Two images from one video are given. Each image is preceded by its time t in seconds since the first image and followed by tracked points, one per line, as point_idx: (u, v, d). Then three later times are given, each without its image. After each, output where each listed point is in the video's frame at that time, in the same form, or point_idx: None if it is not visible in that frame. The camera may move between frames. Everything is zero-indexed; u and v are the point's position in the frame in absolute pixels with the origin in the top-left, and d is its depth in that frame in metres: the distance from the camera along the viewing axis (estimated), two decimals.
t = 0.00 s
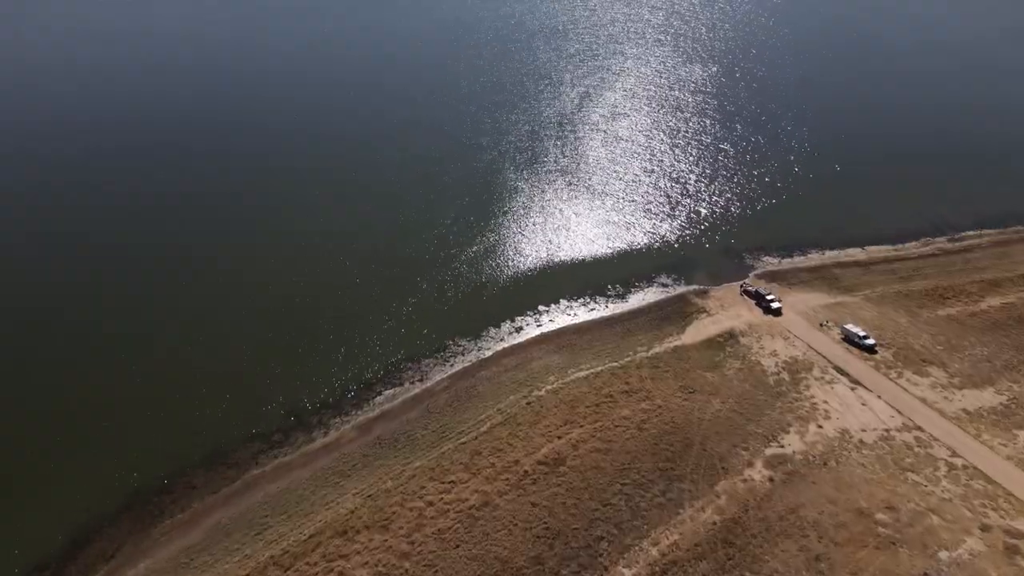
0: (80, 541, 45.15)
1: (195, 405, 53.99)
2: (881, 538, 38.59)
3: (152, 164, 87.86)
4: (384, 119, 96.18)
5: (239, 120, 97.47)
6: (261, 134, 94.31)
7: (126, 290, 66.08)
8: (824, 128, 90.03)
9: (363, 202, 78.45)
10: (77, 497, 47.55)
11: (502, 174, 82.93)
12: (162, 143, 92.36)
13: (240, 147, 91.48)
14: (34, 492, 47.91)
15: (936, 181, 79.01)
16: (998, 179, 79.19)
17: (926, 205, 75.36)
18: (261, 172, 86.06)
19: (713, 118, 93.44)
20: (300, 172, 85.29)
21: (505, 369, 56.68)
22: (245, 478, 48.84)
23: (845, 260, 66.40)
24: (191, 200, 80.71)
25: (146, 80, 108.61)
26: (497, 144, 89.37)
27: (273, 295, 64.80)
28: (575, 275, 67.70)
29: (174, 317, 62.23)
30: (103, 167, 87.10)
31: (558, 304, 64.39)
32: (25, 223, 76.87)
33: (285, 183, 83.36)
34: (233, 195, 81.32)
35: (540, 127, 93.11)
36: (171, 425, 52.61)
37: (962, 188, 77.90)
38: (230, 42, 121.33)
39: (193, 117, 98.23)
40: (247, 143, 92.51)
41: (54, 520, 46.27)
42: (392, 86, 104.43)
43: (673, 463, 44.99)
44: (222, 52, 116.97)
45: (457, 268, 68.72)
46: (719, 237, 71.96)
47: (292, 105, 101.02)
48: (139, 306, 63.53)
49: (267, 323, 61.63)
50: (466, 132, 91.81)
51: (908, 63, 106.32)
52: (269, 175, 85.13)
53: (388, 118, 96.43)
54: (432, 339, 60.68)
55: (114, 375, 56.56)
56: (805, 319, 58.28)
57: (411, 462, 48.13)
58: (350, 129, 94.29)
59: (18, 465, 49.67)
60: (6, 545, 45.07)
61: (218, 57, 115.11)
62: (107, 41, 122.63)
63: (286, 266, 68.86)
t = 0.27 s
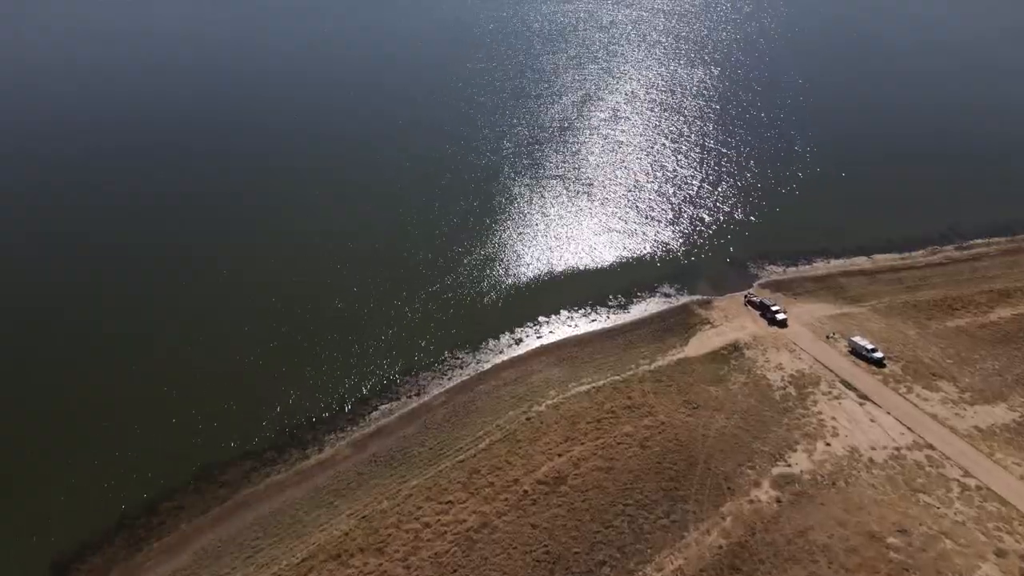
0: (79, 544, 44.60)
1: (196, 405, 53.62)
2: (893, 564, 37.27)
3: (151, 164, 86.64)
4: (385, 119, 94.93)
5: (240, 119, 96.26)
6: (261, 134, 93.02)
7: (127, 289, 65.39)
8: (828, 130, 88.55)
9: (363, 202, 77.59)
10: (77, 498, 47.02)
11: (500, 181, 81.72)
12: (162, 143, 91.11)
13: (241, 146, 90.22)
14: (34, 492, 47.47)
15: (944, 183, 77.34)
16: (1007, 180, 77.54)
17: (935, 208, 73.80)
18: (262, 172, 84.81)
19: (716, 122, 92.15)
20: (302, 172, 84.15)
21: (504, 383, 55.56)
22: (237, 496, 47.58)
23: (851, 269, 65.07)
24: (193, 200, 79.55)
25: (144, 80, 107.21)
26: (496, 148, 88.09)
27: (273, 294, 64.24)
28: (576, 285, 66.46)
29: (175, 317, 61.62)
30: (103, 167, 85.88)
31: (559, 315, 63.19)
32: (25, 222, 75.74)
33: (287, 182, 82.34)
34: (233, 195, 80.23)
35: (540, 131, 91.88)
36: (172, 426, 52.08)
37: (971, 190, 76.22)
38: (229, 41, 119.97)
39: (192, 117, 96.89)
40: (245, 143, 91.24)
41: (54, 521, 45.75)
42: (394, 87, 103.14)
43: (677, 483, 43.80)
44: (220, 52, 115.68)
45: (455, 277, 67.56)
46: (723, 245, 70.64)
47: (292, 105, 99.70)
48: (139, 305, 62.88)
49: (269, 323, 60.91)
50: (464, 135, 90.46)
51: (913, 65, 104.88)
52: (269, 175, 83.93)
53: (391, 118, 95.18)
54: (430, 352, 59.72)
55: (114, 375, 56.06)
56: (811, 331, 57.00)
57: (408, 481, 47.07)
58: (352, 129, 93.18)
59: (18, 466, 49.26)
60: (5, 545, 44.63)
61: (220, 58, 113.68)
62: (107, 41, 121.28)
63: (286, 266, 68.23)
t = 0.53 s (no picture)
0: (77, 545, 45.65)
1: (195, 405, 54.70)
2: None
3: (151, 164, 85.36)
4: (385, 119, 94.33)
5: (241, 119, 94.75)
6: (261, 134, 91.67)
7: (126, 288, 66.11)
8: (825, 132, 87.67)
9: (363, 202, 78.08)
10: (76, 499, 48.12)
11: (488, 189, 80.86)
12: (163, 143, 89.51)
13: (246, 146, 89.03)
14: (34, 492, 48.61)
15: (941, 184, 76.32)
16: (1004, 180, 76.52)
17: (930, 209, 72.81)
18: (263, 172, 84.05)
19: (707, 125, 91.28)
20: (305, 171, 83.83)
21: (493, 399, 54.44)
22: (214, 522, 47.19)
23: (844, 276, 64.21)
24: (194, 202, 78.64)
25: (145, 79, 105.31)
26: (484, 155, 87.14)
27: (273, 295, 65.03)
28: (566, 295, 65.41)
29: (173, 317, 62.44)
30: (104, 166, 84.66)
31: (549, 325, 62.13)
32: (25, 222, 75.37)
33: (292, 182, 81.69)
34: (233, 195, 79.88)
35: (528, 136, 90.95)
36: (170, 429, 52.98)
37: (967, 191, 75.19)
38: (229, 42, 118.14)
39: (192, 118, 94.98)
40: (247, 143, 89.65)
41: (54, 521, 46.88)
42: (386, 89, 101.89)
43: (671, 502, 42.75)
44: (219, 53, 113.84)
45: (443, 289, 66.53)
46: (715, 252, 69.62)
47: (292, 105, 98.22)
48: (138, 306, 63.67)
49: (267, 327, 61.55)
50: (452, 142, 89.50)
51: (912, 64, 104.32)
52: (269, 175, 83.26)
53: (383, 121, 94.15)
54: (417, 367, 58.69)
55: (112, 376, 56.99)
56: (805, 340, 56.08)
57: (394, 502, 46.07)
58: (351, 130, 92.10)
59: (19, 465, 50.41)
60: (5, 544, 45.80)
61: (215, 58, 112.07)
62: (107, 41, 119.30)
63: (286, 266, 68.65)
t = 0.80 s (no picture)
0: (75, 545, 45.61)
1: (194, 406, 54.65)
2: None
3: (127, 172, 83.33)
4: (383, 120, 94.19)
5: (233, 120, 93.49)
6: (262, 133, 91.17)
7: (128, 288, 66.11)
8: (796, 132, 87.89)
9: (360, 203, 78.06)
10: (76, 500, 48.09)
11: (455, 196, 79.56)
12: (152, 148, 88.13)
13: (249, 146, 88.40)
14: (33, 492, 48.64)
15: (909, 184, 76.65)
16: (970, 181, 77.11)
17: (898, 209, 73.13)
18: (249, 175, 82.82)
19: (675, 127, 90.90)
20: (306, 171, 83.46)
21: (465, 415, 53.11)
22: (175, 556, 45.16)
23: (814, 277, 64.13)
24: (186, 204, 77.93)
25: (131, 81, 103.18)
26: (449, 161, 85.80)
27: (269, 295, 64.96)
28: (535, 303, 64.39)
29: (174, 318, 62.33)
30: (104, 167, 84.27)
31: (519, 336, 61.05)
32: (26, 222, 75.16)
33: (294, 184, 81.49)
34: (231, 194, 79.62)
35: (494, 140, 89.83)
36: (168, 432, 52.79)
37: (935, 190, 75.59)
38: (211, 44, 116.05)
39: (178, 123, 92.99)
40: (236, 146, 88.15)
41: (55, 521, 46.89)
42: (357, 94, 100.44)
43: (649, 518, 42.02)
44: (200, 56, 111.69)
45: (409, 300, 65.09)
46: (685, 256, 69.00)
47: (292, 104, 97.66)
48: (137, 306, 63.79)
49: (261, 331, 61.05)
50: (418, 149, 88.12)
51: (900, 63, 104.91)
52: (269, 176, 82.67)
53: (353, 127, 92.72)
54: (384, 382, 57.07)
55: (113, 376, 56.93)
56: (778, 344, 55.70)
57: (365, 527, 44.59)
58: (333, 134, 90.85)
59: (22, 463, 50.51)
60: (5, 544, 45.86)
61: (192, 60, 109.97)
62: (104, 40, 118.24)
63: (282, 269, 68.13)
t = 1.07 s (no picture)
0: (73, 544, 45.67)
1: (192, 406, 54.75)
2: None
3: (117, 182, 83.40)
4: (384, 121, 94.19)
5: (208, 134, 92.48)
6: (266, 138, 91.54)
7: (127, 291, 66.71)
8: (774, 133, 87.56)
9: (357, 204, 78.33)
10: (77, 500, 48.25)
11: (428, 204, 78.09)
12: (145, 157, 88.43)
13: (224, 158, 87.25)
14: (34, 493, 48.86)
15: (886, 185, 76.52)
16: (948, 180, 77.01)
17: (875, 210, 72.91)
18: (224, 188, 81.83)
19: (650, 130, 90.10)
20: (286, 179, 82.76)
21: (442, 432, 51.75)
22: None
23: (792, 281, 63.70)
24: (191, 207, 78.80)
25: (104, 96, 101.92)
26: (422, 167, 84.36)
27: (268, 297, 65.21)
28: (511, 314, 63.29)
29: (169, 323, 62.61)
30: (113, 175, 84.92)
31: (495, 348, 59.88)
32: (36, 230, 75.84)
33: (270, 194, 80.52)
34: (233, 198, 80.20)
35: (466, 145, 88.56)
36: (165, 432, 52.90)
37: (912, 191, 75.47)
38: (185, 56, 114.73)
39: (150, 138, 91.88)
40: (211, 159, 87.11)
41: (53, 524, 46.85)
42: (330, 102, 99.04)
43: (633, 536, 41.03)
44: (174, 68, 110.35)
45: (383, 313, 63.56)
46: (663, 262, 68.17)
47: (294, 110, 97.85)
48: (139, 309, 64.38)
49: (258, 333, 61.18)
50: (389, 156, 86.69)
51: (894, 61, 104.87)
52: (271, 178, 83.14)
53: (328, 134, 91.30)
54: (358, 399, 55.55)
55: (110, 379, 57.17)
56: (758, 351, 55.09)
57: (340, 554, 43.05)
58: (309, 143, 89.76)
59: (22, 465, 50.70)
60: (6, 544, 45.88)
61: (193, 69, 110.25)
62: (107, 49, 118.90)
63: (271, 275, 68.07)
